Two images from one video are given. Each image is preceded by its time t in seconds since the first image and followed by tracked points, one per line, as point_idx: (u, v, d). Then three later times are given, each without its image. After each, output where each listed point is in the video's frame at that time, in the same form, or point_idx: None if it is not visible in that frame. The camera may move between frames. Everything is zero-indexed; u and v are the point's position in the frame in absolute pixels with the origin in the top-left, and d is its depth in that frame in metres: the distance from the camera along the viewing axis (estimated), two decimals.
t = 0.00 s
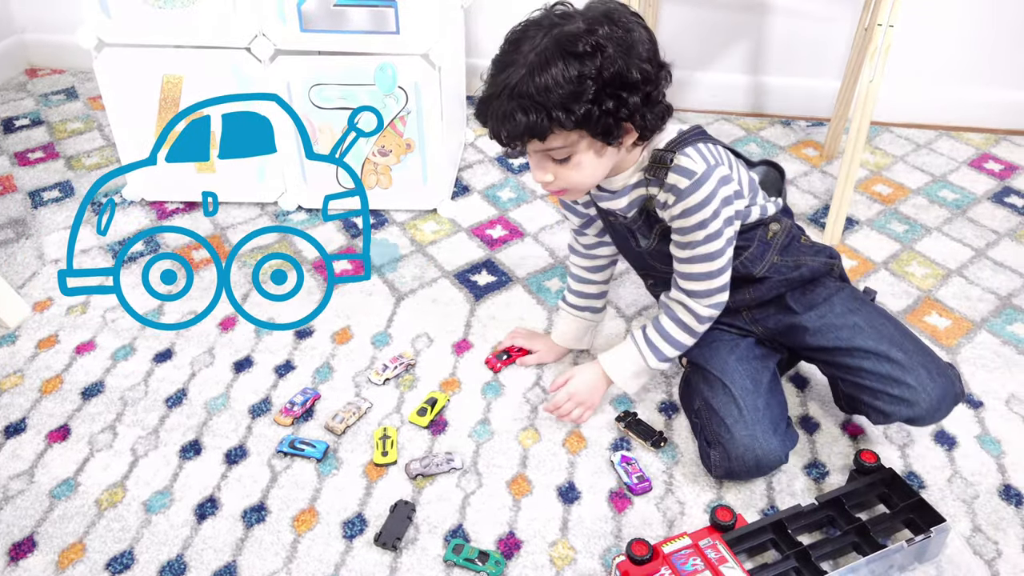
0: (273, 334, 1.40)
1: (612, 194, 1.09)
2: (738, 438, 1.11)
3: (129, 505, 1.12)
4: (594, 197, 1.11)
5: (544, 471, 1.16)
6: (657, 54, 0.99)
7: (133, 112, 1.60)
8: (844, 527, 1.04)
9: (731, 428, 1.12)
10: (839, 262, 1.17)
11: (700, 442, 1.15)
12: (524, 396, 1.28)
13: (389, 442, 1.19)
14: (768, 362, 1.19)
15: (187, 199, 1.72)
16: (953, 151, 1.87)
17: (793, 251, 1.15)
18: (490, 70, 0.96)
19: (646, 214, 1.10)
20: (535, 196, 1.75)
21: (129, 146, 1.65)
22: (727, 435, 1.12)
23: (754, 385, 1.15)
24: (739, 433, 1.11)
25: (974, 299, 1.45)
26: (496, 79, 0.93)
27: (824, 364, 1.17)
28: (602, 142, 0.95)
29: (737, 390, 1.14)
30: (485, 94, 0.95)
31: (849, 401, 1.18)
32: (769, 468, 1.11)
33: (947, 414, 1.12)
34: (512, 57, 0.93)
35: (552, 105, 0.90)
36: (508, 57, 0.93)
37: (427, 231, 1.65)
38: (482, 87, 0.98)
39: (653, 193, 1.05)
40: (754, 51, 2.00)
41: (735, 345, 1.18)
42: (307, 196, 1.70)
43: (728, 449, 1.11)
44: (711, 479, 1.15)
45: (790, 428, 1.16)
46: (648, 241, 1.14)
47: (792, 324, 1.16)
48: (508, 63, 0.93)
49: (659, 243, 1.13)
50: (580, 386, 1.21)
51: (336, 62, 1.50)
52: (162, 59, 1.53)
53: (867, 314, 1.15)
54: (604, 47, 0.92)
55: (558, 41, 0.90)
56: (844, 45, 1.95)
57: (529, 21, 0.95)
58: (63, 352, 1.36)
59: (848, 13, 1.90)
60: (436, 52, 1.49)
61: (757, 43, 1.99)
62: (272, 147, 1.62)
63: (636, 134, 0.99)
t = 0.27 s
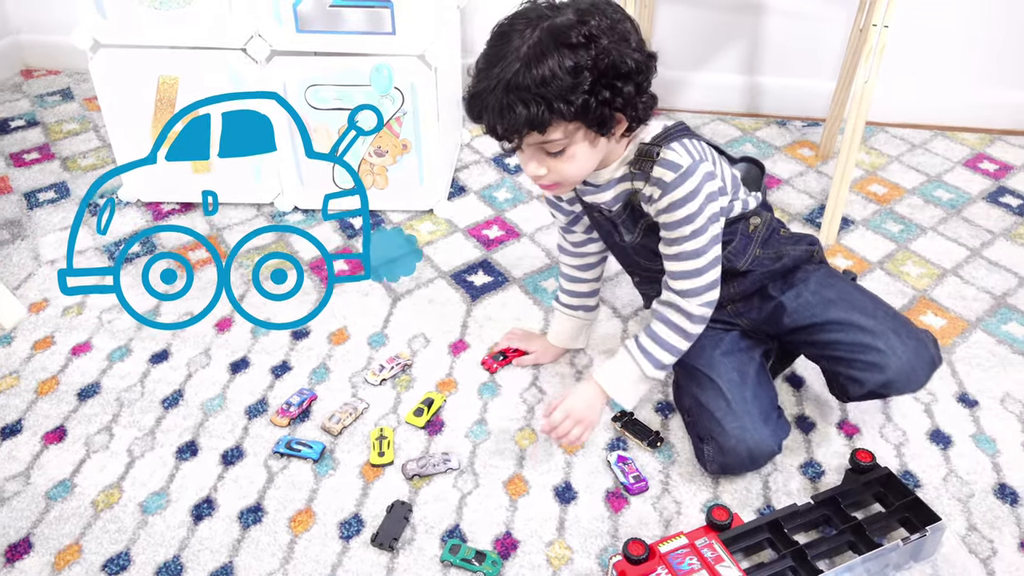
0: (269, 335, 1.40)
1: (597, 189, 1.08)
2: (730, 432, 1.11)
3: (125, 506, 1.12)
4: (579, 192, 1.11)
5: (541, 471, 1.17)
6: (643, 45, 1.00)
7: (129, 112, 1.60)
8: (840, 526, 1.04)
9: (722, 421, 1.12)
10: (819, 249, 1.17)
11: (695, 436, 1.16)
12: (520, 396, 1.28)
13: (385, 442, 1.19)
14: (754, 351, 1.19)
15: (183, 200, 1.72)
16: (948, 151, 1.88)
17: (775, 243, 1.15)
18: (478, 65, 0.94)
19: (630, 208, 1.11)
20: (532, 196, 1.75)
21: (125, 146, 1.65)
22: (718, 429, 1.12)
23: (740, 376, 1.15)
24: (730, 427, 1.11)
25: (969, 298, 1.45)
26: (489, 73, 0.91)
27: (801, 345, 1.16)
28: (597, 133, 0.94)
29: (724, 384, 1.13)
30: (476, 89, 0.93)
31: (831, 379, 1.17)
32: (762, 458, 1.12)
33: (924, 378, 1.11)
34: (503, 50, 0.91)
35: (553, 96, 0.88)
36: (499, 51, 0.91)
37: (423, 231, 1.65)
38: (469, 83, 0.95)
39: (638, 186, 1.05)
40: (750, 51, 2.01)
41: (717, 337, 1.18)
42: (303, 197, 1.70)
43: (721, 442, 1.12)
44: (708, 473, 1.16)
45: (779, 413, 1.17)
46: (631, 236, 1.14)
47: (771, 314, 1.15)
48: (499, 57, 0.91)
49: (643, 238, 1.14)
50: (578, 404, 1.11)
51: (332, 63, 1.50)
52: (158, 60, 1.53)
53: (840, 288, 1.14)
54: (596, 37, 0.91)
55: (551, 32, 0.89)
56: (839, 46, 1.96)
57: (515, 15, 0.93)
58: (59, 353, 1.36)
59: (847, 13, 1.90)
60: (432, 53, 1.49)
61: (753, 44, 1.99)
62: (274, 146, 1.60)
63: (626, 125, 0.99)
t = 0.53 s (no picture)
0: (263, 338, 1.39)
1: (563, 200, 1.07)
2: (679, 432, 1.11)
3: (119, 510, 1.11)
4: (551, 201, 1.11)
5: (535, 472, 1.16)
6: (617, 57, 0.98)
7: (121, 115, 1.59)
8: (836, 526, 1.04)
9: (674, 423, 1.12)
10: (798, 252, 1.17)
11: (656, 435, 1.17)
12: (515, 398, 1.28)
13: (380, 445, 1.19)
14: (722, 354, 1.18)
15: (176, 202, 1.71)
16: (942, 150, 1.88)
17: (751, 249, 1.14)
18: (447, 76, 0.93)
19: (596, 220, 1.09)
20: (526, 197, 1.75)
21: (117, 149, 1.64)
22: (671, 430, 1.12)
23: (700, 377, 1.14)
24: (681, 428, 1.11)
25: (963, 297, 1.45)
26: (456, 87, 0.90)
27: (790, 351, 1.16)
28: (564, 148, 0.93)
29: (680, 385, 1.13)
30: (444, 102, 0.92)
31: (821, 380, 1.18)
32: (715, 460, 1.11)
33: (925, 369, 1.14)
34: (471, 63, 0.90)
35: (518, 113, 0.88)
36: (468, 63, 0.90)
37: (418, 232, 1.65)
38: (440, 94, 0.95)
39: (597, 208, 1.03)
40: (744, 51, 2.01)
41: (685, 337, 1.18)
42: (297, 198, 1.69)
43: (673, 444, 1.12)
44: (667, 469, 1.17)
45: (739, 416, 1.15)
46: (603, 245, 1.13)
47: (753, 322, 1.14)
48: (467, 70, 0.90)
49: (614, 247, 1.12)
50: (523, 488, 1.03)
51: (325, 65, 1.50)
52: (151, 62, 1.53)
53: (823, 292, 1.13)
54: (566, 52, 0.90)
55: (519, 47, 0.88)
56: (833, 45, 1.96)
57: (487, 25, 0.92)
58: (52, 357, 1.35)
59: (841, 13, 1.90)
60: (425, 55, 1.49)
61: (746, 44, 2.00)
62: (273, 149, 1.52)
63: (597, 139, 0.98)
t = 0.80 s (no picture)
0: (258, 339, 1.39)
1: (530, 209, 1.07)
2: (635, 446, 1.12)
3: (113, 514, 1.11)
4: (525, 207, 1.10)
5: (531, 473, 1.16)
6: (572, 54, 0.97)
7: (113, 117, 1.59)
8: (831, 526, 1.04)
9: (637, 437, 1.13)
10: (774, 262, 1.16)
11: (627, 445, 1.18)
12: (510, 399, 1.28)
13: (375, 446, 1.18)
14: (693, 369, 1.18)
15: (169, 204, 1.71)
16: (936, 148, 1.88)
17: (722, 259, 1.14)
18: (404, 98, 0.92)
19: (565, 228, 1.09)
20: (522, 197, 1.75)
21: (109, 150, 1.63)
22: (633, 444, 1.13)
23: (662, 390, 1.15)
24: (642, 443, 1.12)
25: (958, 295, 1.45)
26: (417, 108, 0.90)
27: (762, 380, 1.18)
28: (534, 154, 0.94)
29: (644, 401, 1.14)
30: (406, 125, 0.91)
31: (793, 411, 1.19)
32: (672, 475, 1.11)
33: (892, 417, 1.12)
34: (428, 82, 0.89)
35: (486, 125, 0.88)
36: (424, 82, 0.89)
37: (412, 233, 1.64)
38: (401, 118, 0.94)
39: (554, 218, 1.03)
40: (738, 50, 2.01)
41: (654, 350, 1.19)
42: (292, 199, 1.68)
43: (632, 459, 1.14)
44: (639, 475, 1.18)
45: (701, 427, 1.14)
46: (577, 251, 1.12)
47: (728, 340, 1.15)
48: (424, 90, 0.89)
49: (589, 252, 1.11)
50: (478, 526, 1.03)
51: (319, 65, 1.50)
52: (144, 63, 1.53)
53: (797, 325, 1.13)
54: (523, 56, 0.90)
55: (476, 58, 0.88)
56: (827, 44, 1.96)
57: (437, 40, 0.91)
58: (45, 360, 1.35)
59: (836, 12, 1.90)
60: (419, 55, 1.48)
61: (740, 43, 1.99)
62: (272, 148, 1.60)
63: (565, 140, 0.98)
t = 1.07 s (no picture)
0: (254, 339, 1.39)
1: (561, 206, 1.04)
2: (650, 438, 1.11)
3: (108, 514, 1.11)
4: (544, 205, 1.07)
5: (528, 473, 1.16)
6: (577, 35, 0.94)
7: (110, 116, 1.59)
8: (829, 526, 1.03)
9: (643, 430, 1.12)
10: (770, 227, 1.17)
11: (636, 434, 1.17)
12: (507, 399, 1.27)
13: (371, 447, 1.18)
14: (705, 357, 1.16)
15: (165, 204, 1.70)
16: (933, 148, 1.88)
17: (728, 239, 1.14)
18: (469, 122, 0.81)
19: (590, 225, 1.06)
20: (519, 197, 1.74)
21: (105, 151, 1.63)
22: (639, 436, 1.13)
23: (676, 384, 1.13)
24: (647, 435, 1.11)
25: (954, 295, 1.45)
26: (498, 119, 0.79)
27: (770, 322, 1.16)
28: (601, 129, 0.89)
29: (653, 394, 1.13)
30: (489, 145, 0.80)
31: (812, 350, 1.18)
32: (683, 467, 1.11)
33: (901, 304, 1.09)
34: (493, 90, 0.79)
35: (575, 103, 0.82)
36: (487, 91, 0.79)
37: (409, 233, 1.64)
38: (471, 149, 0.82)
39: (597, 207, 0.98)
40: (735, 50, 2.01)
41: (670, 339, 1.16)
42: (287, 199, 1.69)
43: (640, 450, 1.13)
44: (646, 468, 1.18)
45: (713, 421, 1.13)
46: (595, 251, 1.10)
47: (738, 296, 1.12)
48: (491, 99, 0.79)
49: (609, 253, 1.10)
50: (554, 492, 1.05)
51: (315, 65, 1.49)
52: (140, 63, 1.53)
53: (790, 256, 1.12)
54: (563, 34, 0.85)
55: (528, 45, 0.81)
56: (824, 43, 1.96)
57: (466, 52, 0.82)
58: (40, 360, 1.34)
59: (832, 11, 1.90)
60: (416, 55, 1.48)
61: (737, 43, 1.99)
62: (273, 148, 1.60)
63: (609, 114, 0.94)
